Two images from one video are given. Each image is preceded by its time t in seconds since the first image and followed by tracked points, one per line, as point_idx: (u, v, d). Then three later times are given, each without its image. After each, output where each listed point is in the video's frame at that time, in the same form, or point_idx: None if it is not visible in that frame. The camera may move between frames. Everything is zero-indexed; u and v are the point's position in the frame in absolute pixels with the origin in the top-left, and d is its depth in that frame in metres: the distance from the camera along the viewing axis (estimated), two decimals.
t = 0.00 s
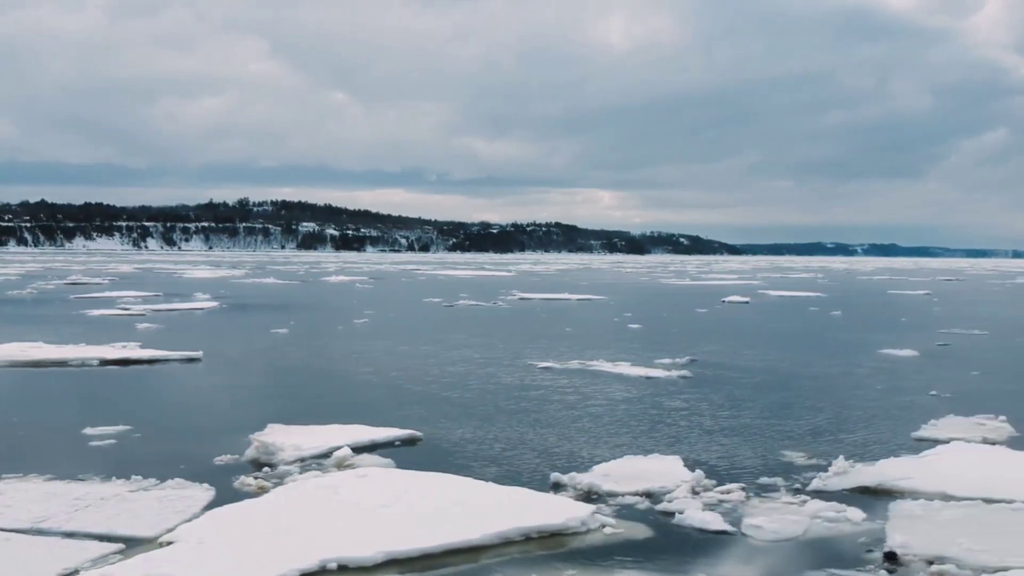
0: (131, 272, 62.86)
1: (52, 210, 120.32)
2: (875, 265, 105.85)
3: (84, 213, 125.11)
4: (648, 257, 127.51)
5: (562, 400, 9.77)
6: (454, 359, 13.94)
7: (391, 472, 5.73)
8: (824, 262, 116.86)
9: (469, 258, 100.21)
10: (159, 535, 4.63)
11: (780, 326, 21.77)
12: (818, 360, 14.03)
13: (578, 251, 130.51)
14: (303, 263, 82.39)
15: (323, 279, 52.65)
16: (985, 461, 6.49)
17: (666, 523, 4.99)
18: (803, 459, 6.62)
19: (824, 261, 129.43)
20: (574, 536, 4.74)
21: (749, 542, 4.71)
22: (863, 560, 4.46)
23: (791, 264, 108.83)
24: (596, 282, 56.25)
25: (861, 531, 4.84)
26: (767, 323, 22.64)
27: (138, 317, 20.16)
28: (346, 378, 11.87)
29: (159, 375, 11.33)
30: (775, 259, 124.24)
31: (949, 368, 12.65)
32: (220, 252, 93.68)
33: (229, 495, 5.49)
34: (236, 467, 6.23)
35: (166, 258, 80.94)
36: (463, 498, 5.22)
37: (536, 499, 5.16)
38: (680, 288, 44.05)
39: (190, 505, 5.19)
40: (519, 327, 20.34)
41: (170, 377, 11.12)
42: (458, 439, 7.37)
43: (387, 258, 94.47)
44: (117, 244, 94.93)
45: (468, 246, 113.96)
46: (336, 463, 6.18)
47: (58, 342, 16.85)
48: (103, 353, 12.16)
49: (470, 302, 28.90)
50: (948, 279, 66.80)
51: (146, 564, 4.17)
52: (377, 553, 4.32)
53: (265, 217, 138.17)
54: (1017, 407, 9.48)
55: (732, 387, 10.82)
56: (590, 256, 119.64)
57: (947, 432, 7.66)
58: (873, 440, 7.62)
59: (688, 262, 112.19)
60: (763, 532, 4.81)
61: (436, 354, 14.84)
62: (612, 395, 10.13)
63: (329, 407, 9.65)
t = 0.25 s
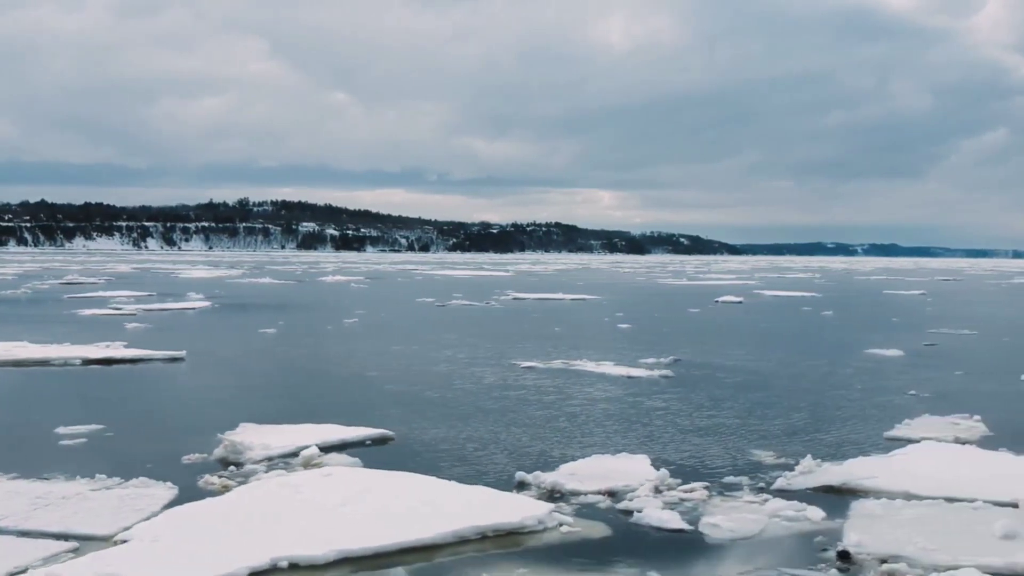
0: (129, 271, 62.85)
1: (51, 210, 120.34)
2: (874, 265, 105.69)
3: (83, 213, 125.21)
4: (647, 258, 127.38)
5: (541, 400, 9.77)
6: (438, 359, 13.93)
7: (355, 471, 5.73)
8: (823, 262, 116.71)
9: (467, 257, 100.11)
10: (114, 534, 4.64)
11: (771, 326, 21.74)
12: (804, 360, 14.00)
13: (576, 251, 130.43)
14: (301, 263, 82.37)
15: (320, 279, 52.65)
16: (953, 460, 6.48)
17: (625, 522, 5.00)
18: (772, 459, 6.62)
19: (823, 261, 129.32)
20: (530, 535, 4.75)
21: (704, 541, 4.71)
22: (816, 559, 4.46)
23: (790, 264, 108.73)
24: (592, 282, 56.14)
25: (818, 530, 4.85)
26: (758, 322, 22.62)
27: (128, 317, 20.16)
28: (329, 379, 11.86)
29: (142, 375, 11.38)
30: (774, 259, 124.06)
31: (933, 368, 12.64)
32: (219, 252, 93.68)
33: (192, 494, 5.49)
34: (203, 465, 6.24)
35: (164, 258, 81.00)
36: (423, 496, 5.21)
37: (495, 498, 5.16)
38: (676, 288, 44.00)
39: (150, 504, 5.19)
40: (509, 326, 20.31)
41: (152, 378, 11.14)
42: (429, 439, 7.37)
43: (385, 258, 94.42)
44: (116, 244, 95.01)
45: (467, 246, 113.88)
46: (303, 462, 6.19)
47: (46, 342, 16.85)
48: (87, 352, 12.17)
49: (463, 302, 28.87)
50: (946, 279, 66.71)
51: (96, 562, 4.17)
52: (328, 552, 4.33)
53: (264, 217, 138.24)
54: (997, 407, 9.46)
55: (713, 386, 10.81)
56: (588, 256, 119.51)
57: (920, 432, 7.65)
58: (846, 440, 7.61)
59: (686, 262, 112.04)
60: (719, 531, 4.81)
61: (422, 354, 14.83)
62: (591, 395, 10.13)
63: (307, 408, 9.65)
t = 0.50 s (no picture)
0: (126, 271, 62.82)
1: (51, 210, 120.38)
2: (873, 265, 105.54)
3: (83, 212, 125.35)
4: (645, 257, 127.29)
5: (522, 399, 9.76)
6: (425, 358, 13.92)
7: (324, 470, 5.73)
8: (822, 262, 116.59)
9: (465, 257, 100.05)
10: (76, 533, 4.65)
11: (764, 325, 21.69)
12: (791, 359, 13.97)
13: (575, 251, 130.28)
14: (299, 263, 82.35)
15: (318, 279, 52.61)
16: (925, 459, 6.48)
17: (588, 520, 5.00)
18: (746, 458, 6.61)
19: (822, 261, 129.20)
20: (491, 533, 4.75)
21: (665, 539, 4.72)
22: (775, 556, 4.46)
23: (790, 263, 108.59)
24: (589, 281, 56.02)
25: (780, 529, 4.85)
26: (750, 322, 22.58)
27: (119, 317, 20.16)
28: (314, 379, 11.85)
29: (128, 374, 11.42)
30: (772, 260, 123.84)
31: (918, 368, 12.62)
32: (217, 252, 93.66)
33: (159, 492, 5.50)
34: (175, 464, 6.24)
35: (163, 258, 81.02)
36: (388, 495, 5.21)
37: (462, 496, 5.16)
38: (672, 287, 43.88)
39: (116, 503, 5.20)
40: (499, 326, 20.29)
41: (136, 378, 11.15)
42: (404, 438, 7.37)
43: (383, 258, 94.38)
44: (115, 243, 95.04)
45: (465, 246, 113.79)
46: (274, 461, 6.20)
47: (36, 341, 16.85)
48: (73, 352, 12.19)
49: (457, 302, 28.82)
50: (944, 279, 66.66)
51: (53, 560, 4.18)
52: (287, 550, 4.35)
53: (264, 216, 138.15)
54: (978, 406, 9.44)
55: (697, 386, 10.79)
56: (587, 256, 119.41)
57: (898, 431, 7.64)
58: (822, 439, 7.61)
59: (685, 262, 111.90)
60: (681, 529, 4.81)
61: (409, 353, 14.82)
62: (573, 395, 10.12)
63: (289, 408, 9.65)
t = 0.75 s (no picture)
0: (123, 271, 62.76)
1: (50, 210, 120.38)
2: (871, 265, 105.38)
3: (83, 212, 125.37)
4: (644, 257, 127.14)
5: (501, 399, 9.76)
6: (410, 358, 13.92)
7: (289, 467, 5.74)
8: (820, 261, 116.43)
9: (464, 257, 99.95)
10: (33, 530, 4.66)
11: (755, 325, 21.64)
12: (777, 359, 13.95)
13: (573, 250, 130.16)
14: (297, 262, 82.30)
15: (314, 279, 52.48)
16: (893, 458, 6.49)
17: (547, 518, 5.02)
18: (714, 456, 6.62)
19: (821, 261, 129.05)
20: (449, 530, 4.76)
21: (622, 536, 4.73)
22: (728, 553, 4.47)
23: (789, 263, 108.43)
24: (585, 281, 55.90)
25: (738, 526, 4.87)
26: (742, 322, 22.50)
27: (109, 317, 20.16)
28: (297, 378, 11.85)
29: (111, 372, 11.46)
30: (771, 260, 123.70)
31: (901, 367, 12.61)
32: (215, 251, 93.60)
33: (123, 490, 5.52)
34: (143, 462, 6.25)
35: (161, 258, 80.98)
36: (349, 492, 5.22)
37: (423, 493, 5.18)
38: (668, 287, 43.79)
39: (78, 500, 5.22)
40: (489, 326, 20.27)
41: (118, 377, 11.17)
42: (377, 436, 7.37)
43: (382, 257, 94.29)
44: (114, 243, 95.00)
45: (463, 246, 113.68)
46: (242, 459, 6.21)
47: (24, 340, 16.85)
48: (56, 351, 12.20)
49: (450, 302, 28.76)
50: (942, 279, 66.52)
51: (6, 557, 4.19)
52: (240, 546, 4.37)
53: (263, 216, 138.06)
54: (957, 405, 9.44)
55: (677, 385, 10.79)
56: (585, 256, 119.27)
57: (871, 430, 7.65)
58: (794, 437, 7.62)
59: (683, 262, 111.73)
60: (638, 526, 4.83)
61: (395, 353, 14.81)
62: (553, 394, 10.13)
63: (268, 408, 9.65)
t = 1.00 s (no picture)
0: (120, 271, 62.70)
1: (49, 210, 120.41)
2: (870, 265, 105.22)
3: (82, 212, 125.41)
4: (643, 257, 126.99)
5: (482, 398, 9.78)
6: (397, 357, 13.91)
7: (258, 466, 5.73)
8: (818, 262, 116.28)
9: (462, 257, 99.82)
10: None
11: (747, 325, 21.61)
12: (764, 358, 13.94)
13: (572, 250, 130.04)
14: (295, 262, 82.27)
15: (312, 279, 52.44)
16: (864, 456, 6.50)
17: (512, 516, 5.02)
18: (686, 454, 6.62)
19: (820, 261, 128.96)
20: (411, 527, 4.77)
21: (584, 533, 4.73)
22: (687, 550, 4.47)
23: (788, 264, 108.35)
24: (582, 280, 55.78)
25: (701, 523, 4.87)
26: (734, 322, 22.47)
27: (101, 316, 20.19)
28: (282, 378, 11.86)
29: (96, 371, 11.47)
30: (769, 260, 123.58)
31: (886, 367, 12.60)
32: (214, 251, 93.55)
33: (90, 488, 5.53)
34: (115, 460, 6.26)
35: (160, 257, 80.97)
36: (314, 489, 5.23)
37: (388, 491, 5.19)
38: (664, 287, 43.75)
39: (43, 497, 5.23)
40: (480, 325, 20.26)
41: (102, 376, 11.18)
42: (354, 435, 7.38)
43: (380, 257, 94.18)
44: (112, 243, 95.00)
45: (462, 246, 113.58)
46: (214, 457, 6.21)
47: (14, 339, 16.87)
48: (42, 350, 12.23)
49: (444, 302, 28.73)
50: (941, 279, 66.44)
51: None
52: (198, 543, 4.38)
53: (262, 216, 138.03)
54: (937, 404, 9.44)
55: (660, 384, 10.81)
56: (584, 256, 119.13)
57: (847, 428, 7.65)
58: (772, 436, 7.61)
59: (682, 262, 111.57)
60: (602, 524, 4.83)
61: (383, 352, 14.81)
62: (535, 392, 10.13)
63: (250, 408, 9.65)
